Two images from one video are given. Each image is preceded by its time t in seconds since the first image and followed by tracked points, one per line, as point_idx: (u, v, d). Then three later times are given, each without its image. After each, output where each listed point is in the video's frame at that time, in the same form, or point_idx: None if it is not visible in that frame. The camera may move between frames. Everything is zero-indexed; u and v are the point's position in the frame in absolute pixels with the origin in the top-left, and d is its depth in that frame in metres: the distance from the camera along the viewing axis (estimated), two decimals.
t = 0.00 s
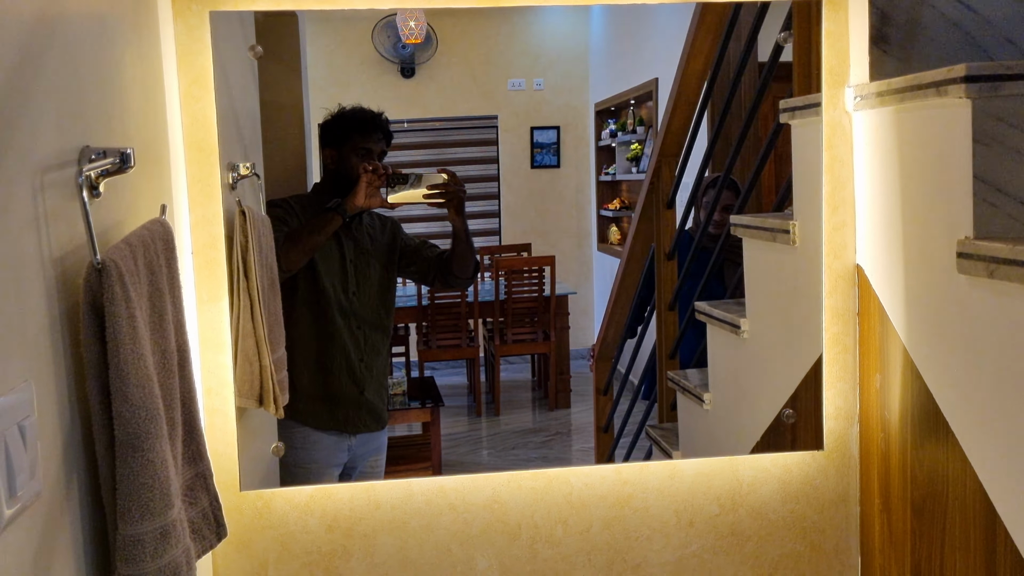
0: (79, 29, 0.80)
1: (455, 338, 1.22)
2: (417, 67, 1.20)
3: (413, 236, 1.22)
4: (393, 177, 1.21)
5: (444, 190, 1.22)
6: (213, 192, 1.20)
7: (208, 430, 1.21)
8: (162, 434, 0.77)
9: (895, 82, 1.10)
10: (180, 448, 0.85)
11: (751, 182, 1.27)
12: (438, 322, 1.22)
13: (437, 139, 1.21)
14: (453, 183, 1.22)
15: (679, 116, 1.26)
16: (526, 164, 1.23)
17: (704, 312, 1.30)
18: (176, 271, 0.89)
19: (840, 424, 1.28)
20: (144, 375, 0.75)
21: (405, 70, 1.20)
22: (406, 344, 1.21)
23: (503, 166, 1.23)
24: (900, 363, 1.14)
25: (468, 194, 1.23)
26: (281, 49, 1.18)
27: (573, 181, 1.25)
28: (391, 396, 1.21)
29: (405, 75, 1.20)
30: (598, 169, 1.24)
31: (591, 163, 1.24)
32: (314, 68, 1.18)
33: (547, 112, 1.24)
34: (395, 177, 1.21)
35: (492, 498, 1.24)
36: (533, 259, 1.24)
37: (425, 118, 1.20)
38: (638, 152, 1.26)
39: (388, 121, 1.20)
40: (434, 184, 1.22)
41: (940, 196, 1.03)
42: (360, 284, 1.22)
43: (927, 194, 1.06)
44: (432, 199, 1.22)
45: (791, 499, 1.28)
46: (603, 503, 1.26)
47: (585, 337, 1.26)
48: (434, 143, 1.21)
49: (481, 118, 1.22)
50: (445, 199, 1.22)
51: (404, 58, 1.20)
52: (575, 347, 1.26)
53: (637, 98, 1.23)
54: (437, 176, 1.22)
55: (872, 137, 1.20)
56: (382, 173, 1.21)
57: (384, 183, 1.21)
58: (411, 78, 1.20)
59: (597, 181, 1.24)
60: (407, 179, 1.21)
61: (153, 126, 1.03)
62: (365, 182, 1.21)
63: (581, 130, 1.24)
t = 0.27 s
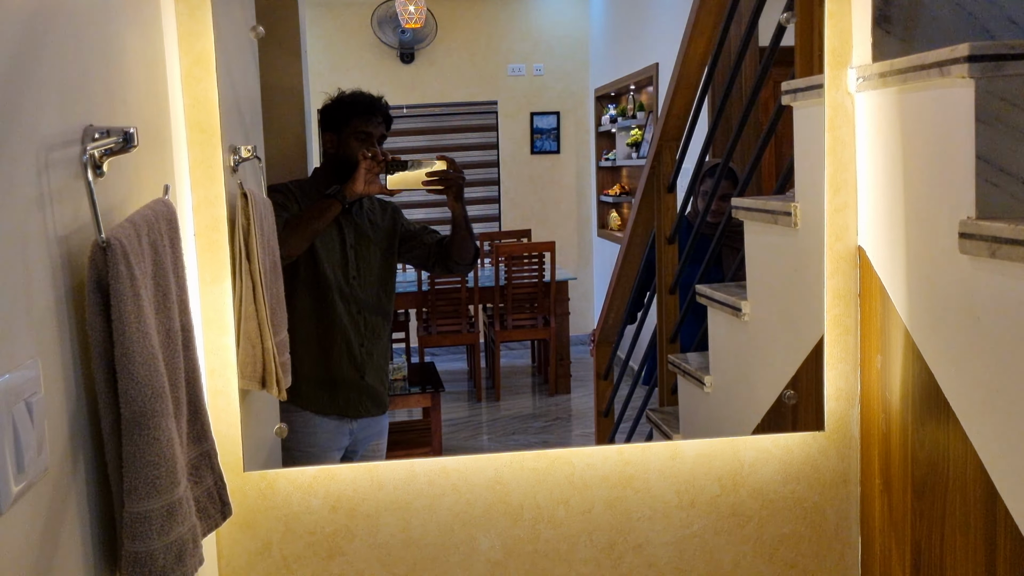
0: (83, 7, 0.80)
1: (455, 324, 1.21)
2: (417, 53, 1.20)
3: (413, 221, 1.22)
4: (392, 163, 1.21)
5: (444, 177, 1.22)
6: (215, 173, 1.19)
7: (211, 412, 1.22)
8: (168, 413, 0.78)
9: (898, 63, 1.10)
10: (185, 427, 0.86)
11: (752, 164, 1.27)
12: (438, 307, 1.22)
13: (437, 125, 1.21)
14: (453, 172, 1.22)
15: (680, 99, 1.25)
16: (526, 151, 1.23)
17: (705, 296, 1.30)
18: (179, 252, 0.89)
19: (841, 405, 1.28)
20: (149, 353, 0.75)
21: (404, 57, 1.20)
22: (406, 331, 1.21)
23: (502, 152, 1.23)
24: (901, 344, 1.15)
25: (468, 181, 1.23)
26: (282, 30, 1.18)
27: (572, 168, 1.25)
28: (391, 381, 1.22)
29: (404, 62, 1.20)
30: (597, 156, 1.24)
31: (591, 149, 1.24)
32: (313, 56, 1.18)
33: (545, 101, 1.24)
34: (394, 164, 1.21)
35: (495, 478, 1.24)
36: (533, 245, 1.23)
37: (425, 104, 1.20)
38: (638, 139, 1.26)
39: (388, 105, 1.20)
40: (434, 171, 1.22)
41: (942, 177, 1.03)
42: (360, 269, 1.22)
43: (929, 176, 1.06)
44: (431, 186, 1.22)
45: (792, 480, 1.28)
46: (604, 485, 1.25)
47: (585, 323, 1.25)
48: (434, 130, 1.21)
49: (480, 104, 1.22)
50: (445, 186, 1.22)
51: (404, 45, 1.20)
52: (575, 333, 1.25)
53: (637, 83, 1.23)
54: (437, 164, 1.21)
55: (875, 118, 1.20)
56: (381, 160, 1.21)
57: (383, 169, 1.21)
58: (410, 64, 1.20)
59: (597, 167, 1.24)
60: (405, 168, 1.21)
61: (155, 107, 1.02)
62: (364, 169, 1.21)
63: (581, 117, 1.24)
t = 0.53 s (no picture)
0: None
1: (455, 308, 1.21)
2: (417, 35, 1.19)
3: (413, 204, 1.22)
4: (392, 147, 1.21)
5: (443, 162, 1.22)
6: (216, 152, 1.19)
7: (214, 391, 1.21)
8: (172, 388, 0.79)
9: (902, 39, 1.10)
10: (188, 404, 0.86)
11: (755, 146, 1.26)
12: (438, 291, 1.22)
13: (436, 109, 1.20)
14: (453, 157, 1.22)
15: (681, 81, 1.25)
16: (527, 133, 1.23)
17: (705, 277, 1.30)
18: (181, 229, 0.90)
19: (843, 383, 1.28)
20: (152, 328, 0.76)
21: (403, 40, 1.19)
22: (407, 314, 1.21)
23: (503, 135, 1.22)
24: (903, 322, 1.15)
25: (468, 164, 1.22)
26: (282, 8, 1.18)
27: (573, 152, 1.24)
28: (392, 364, 1.22)
29: (403, 45, 1.19)
30: (598, 140, 1.23)
31: (591, 133, 1.23)
32: (312, 37, 1.18)
33: (546, 84, 1.23)
34: (394, 148, 1.21)
35: (497, 458, 1.23)
36: (533, 229, 1.23)
37: (424, 88, 1.19)
38: (639, 122, 1.25)
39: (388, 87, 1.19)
40: (434, 155, 1.21)
41: (946, 154, 1.03)
42: (360, 251, 1.22)
43: (933, 153, 1.06)
44: (430, 170, 1.22)
45: (794, 458, 1.28)
46: (607, 463, 1.25)
47: (585, 306, 1.25)
48: (433, 113, 1.20)
49: (480, 87, 1.21)
50: (444, 171, 1.22)
51: (404, 27, 1.19)
52: (575, 317, 1.25)
53: (637, 66, 1.23)
54: (437, 148, 1.21)
55: (878, 95, 1.19)
56: (380, 144, 1.20)
57: (383, 153, 1.21)
58: (409, 47, 1.19)
59: (597, 151, 1.24)
60: (405, 152, 1.21)
61: (155, 84, 1.02)
62: (364, 153, 1.20)
63: (581, 104, 1.24)
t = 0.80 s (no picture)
0: None
1: (455, 291, 1.21)
2: (416, 17, 1.18)
3: (413, 186, 1.22)
4: (392, 130, 1.20)
5: (442, 147, 1.21)
6: (216, 131, 1.18)
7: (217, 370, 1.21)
8: (175, 365, 0.79)
9: (905, 15, 1.09)
10: (192, 381, 0.87)
11: (756, 124, 1.26)
12: (439, 274, 1.21)
13: (435, 92, 1.20)
14: (452, 142, 1.21)
15: (682, 62, 1.25)
16: (526, 117, 1.22)
17: (706, 257, 1.30)
18: (182, 207, 0.90)
19: (844, 361, 1.28)
20: (155, 305, 0.76)
21: (402, 21, 1.18)
22: (407, 298, 1.21)
23: (503, 118, 1.22)
24: (906, 299, 1.14)
25: (467, 148, 1.22)
26: None
27: (573, 135, 1.24)
28: (392, 347, 1.21)
29: (402, 27, 1.18)
30: (598, 122, 1.24)
31: (591, 116, 1.24)
32: (311, 19, 1.18)
33: (546, 66, 1.23)
34: (393, 131, 1.20)
35: (499, 436, 1.24)
36: (533, 212, 1.23)
37: (424, 71, 1.19)
38: (639, 104, 1.26)
39: (389, 67, 1.18)
40: (434, 140, 1.21)
41: (949, 130, 1.02)
42: (360, 233, 1.22)
43: (936, 129, 1.05)
44: (430, 155, 1.21)
45: (795, 436, 1.28)
46: (608, 442, 1.25)
47: (585, 289, 1.25)
48: (433, 97, 1.20)
49: (480, 70, 1.21)
50: (444, 155, 1.22)
51: (403, 9, 1.18)
52: (575, 300, 1.25)
53: (637, 48, 1.23)
54: (436, 133, 1.20)
55: (881, 72, 1.19)
56: (379, 129, 1.20)
57: (382, 137, 1.20)
58: (408, 29, 1.18)
59: (597, 133, 1.24)
60: (405, 135, 1.20)
61: (154, 61, 1.01)
62: (363, 137, 1.20)
63: (581, 83, 1.23)
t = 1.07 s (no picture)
0: None
1: (455, 276, 1.21)
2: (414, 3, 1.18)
3: (413, 169, 1.21)
4: (390, 116, 1.19)
5: (441, 132, 1.20)
6: (214, 111, 1.17)
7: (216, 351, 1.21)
8: (175, 344, 0.79)
9: None
10: (191, 360, 0.87)
11: (756, 105, 1.25)
12: (439, 258, 1.21)
13: (434, 77, 1.19)
14: (451, 128, 1.20)
15: (682, 42, 1.24)
16: (525, 101, 1.22)
17: (707, 239, 1.29)
18: (181, 187, 0.89)
19: (845, 340, 1.28)
20: (154, 283, 0.76)
21: (401, 5, 1.17)
22: (407, 282, 1.21)
23: (501, 103, 1.22)
24: (907, 277, 1.14)
25: (466, 133, 1.21)
26: None
27: (571, 118, 1.23)
28: (392, 332, 1.22)
29: (401, 11, 1.18)
30: (597, 106, 1.23)
31: (591, 98, 1.23)
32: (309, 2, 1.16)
33: (543, 51, 1.22)
34: (391, 117, 1.19)
35: (499, 417, 1.23)
36: (532, 196, 1.23)
37: (422, 55, 1.18)
38: (638, 88, 1.24)
39: (388, 48, 1.18)
40: (433, 125, 1.20)
41: (951, 107, 1.02)
42: (360, 217, 1.21)
43: (938, 106, 1.05)
44: (428, 140, 1.20)
45: (795, 416, 1.28)
46: (609, 422, 1.25)
47: (584, 273, 1.25)
48: (431, 81, 1.19)
49: (479, 54, 1.21)
50: (442, 141, 1.21)
51: None
52: (575, 284, 1.25)
53: (637, 30, 1.22)
54: (435, 118, 1.19)
55: (882, 50, 1.18)
56: (378, 114, 1.19)
57: (380, 123, 1.19)
58: (406, 13, 1.18)
59: (597, 117, 1.23)
60: (404, 121, 1.19)
61: (151, 39, 1.00)
62: (362, 123, 1.19)
63: (581, 64, 1.22)
